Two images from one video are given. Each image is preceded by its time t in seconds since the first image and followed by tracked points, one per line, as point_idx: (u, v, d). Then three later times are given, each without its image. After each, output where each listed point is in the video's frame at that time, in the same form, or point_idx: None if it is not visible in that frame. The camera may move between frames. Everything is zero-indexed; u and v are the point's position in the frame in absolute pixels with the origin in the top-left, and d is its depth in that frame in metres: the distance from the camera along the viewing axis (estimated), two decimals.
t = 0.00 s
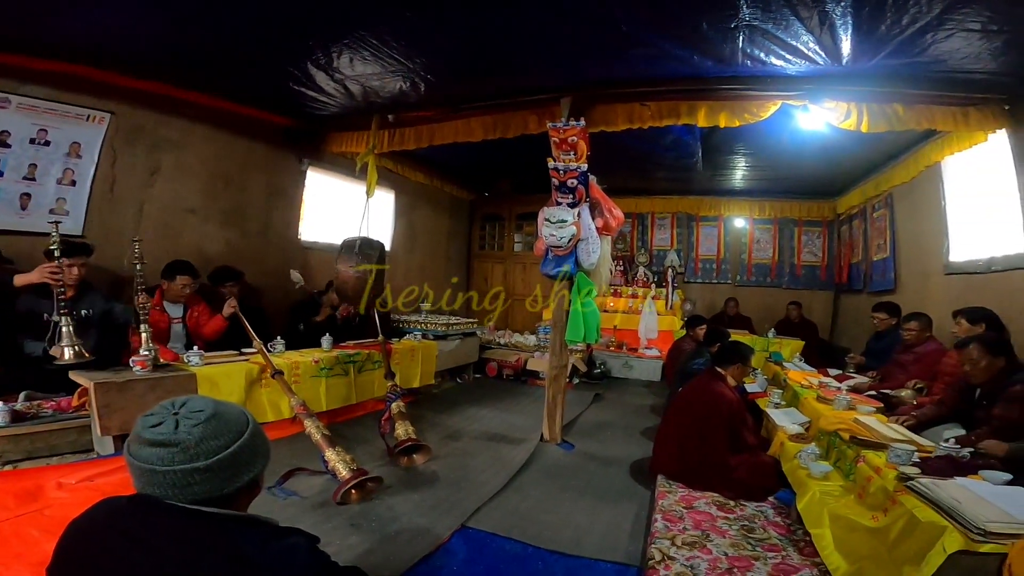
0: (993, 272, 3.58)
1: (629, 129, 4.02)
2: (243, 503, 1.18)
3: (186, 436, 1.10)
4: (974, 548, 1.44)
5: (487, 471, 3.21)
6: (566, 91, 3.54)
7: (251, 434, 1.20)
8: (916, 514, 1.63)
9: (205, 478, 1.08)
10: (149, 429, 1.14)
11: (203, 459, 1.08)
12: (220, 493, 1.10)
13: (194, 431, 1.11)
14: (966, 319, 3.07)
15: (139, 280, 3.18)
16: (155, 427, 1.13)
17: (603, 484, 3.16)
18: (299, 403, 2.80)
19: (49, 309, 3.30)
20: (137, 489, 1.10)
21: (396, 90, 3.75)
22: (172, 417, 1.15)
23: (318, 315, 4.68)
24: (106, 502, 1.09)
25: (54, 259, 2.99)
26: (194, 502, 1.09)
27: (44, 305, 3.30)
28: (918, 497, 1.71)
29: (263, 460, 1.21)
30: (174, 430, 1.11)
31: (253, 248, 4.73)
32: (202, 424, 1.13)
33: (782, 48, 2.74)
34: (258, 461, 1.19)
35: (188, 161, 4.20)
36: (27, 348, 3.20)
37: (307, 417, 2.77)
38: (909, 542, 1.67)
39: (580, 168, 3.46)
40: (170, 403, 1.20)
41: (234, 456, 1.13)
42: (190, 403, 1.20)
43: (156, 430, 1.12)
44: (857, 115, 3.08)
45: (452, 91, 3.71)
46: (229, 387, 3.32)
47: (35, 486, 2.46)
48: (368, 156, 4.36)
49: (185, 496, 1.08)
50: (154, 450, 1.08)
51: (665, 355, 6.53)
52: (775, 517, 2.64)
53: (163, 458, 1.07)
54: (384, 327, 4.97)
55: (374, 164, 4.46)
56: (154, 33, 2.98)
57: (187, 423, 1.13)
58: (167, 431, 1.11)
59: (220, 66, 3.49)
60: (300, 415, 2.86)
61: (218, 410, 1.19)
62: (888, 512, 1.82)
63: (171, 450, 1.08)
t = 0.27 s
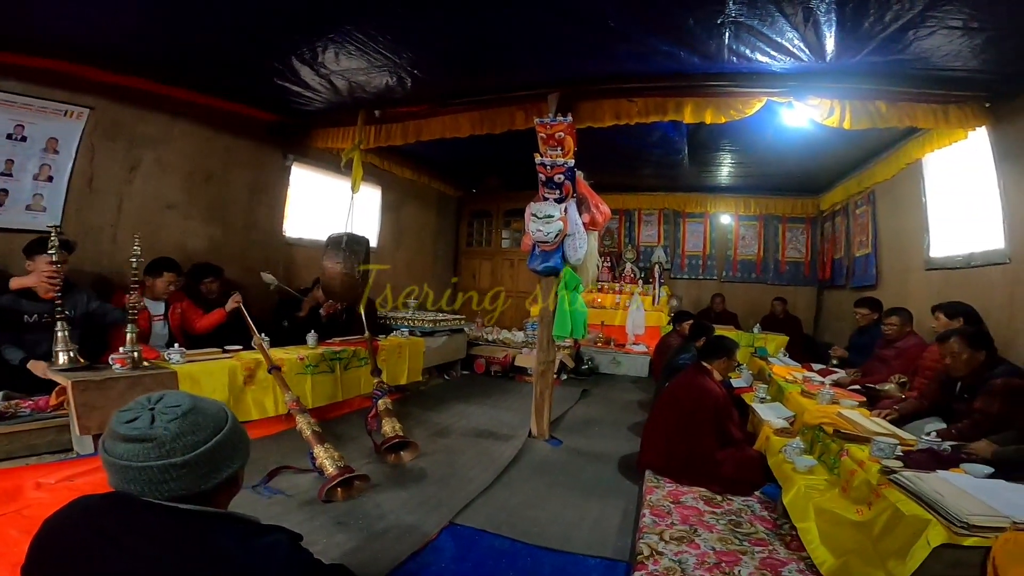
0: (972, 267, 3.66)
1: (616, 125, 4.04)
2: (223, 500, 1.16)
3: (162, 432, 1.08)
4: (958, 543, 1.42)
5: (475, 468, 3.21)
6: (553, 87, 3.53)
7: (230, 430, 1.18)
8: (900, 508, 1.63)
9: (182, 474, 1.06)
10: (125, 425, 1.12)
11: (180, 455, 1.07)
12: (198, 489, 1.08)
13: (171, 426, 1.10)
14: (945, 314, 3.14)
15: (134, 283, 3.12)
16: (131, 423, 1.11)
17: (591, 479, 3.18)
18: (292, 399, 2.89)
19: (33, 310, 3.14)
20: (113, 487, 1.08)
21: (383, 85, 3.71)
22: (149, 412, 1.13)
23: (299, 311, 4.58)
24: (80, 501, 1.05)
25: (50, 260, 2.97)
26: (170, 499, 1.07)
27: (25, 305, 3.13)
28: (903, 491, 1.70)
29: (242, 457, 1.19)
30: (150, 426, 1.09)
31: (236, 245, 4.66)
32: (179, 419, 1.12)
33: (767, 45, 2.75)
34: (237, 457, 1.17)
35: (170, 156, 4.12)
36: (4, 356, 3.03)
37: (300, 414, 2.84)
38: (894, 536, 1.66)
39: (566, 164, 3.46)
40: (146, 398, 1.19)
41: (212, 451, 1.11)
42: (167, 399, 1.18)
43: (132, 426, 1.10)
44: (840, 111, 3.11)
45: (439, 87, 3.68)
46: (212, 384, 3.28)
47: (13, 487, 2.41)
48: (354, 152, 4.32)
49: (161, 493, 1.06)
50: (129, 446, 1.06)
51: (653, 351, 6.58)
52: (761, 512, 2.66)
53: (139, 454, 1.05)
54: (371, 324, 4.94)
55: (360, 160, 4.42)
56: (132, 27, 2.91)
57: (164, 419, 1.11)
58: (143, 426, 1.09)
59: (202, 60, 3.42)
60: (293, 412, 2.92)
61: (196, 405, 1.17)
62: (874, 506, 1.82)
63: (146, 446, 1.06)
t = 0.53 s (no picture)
0: (931, 259, 3.81)
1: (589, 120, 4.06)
2: (180, 500, 1.09)
3: (110, 428, 1.01)
4: (925, 532, 1.42)
5: (451, 464, 3.20)
6: (527, 81, 3.53)
7: (185, 425, 1.11)
8: (868, 496, 1.65)
9: (134, 472, 0.99)
10: (68, 422, 1.04)
11: (130, 452, 0.99)
12: (151, 489, 1.01)
13: (120, 422, 1.02)
14: (905, 305, 3.27)
15: (90, 279, 3.01)
16: (76, 420, 1.03)
17: (567, 473, 3.21)
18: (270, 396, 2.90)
19: None
20: (58, 489, 1.00)
21: (354, 78, 3.64)
22: (96, 409, 1.05)
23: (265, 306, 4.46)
24: (26, 500, 0.98)
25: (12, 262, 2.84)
26: (121, 500, 0.99)
27: None
28: (868, 478, 1.72)
29: (199, 454, 1.12)
30: (97, 422, 1.02)
31: (200, 241, 4.51)
32: (129, 414, 1.04)
33: (736, 40, 2.79)
34: (194, 454, 1.10)
35: (128, 150, 3.95)
36: None
37: (277, 411, 2.82)
38: (861, 525, 1.68)
39: (539, 157, 3.46)
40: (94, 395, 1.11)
41: (166, 448, 1.04)
42: (116, 394, 1.10)
43: (77, 423, 1.02)
44: (805, 107, 3.18)
45: (411, 80, 3.63)
46: (176, 384, 3.19)
47: None
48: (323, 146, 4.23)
49: (110, 494, 0.98)
50: (75, 444, 0.99)
51: (626, 344, 6.67)
52: (735, 503, 2.68)
53: (86, 452, 0.98)
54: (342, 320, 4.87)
55: (328, 154, 4.34)
56: (84, 12, 2.76)
57: (112, 414, 1.04)
58: (89, 423, 1.02)
59: (162, 49, 3.28)
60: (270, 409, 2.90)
61: (147, 400, 1.10)
62: (842, 495, 1.85)
63: (93, 443, 0.99)
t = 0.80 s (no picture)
0: (902, 250, 3.93)
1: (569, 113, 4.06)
2: (145, 499, 1.05)
3: (67, 425, 0.96)
4: (902, 520, 1.45)
5: (433, 460, 3.20)
6: (507, 74, 3.51)
7: (148, 421, 1.06)
8: (846, 487, 1.66)
9: (93, 471, 0.95)
10: (24, 419, 0.98)
11: (89, 450, 0.95)
12: (112, 488, 0.97)
13: (78, 419, 0.97)
14: (879, 295, 3.36)
15: (55, 279, 2.87)
16: (31, 417, 0.98)
17: (549, 467, 3.23)
18: (252, 395, 2.87)
19: None
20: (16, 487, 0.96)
21: (331, 72, 3.56)
22: (52, 404, 1.00)
23: (238, 300, 4.38)
24: None
25: None
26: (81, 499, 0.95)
27: None
28: (845, 467, 1.76)
29: (164, 450, 1.08)
30: (53, 419, 0.97)
31: (172, 237, 4.40)
32: (88, 410, 0.99)
33: (714, 34, 2.79)
34: (158, 451, 1.06)
35: (95, 145, 3.82)
36: None
37: (258, 409, 2.77)
38: (841, 514, 1.69)
39: (519, 150, 3.47)
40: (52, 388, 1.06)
41: (127, 445, 0.99)
42: (75, 388, 1.05)
43: (32, 420, 0.97)
44: (781, 101, 3.22)
45: (389, 74, 3.58)
46: (149, 383, 3.12)
47: None
48: (299, 141, 4.14)
49: (68, 493, 0.94)
50: (31, 441, 0.94)
51: (607, 338, 6.72)
52: (717, 494, 2.71)
53: (41, 450, 0.93)
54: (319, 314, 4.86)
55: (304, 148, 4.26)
56: (45, 2, 2.65)
57: (69, 410, 0.99)
58: (45, 420, 0.97)
59: (128, 41, 3.17)
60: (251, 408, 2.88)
61: (108, 395, 1.05)
62: (820, 484, 1.87)
63: (49, 441, 0.94)
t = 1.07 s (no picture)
0: (876, 252, 4.03)
1: (552, 114, 4.08)
2: (113, 502, 0.96)
3: (29, 422, 0.87)
4: (880, 517, 1.47)
5: (415, 460, 3.17)
6: (490, 74, 3.51)
7: (117, 419, 0.99)
8: (825, 484, 1.69)
9: (59, 470, 0.86)
10: None
11: (55, 448, 0.86)
12: (78, 489, 0.88)
13: (42, 416, 0.88)
14: (854, 296, 3.45)
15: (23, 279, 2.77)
16: None
17: (532, 467, 3.23)
18: (228, 396, 2.83)
19: None
20: None
21: (313, 69, 3.52)
22: (9, 401, 0.90)
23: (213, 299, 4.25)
24: None
25: None
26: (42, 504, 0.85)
27: None
28: (823, 465, 1.79)
29: (133, 450, 0.99)
30: (12, 416, 0.87)
31: (147, 236, 4.29)
32: (52, 407, 0.91)
33: (697, 36, 2.81)
34: (128, 450, 0.97)
35: (66, 141, 3.71)
36: None
37: (235, 411, 2.74)
38: (820, 511, 1.71)
39: (502, 150, 3.46)
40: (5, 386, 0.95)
41: (96, 444, 0.91)
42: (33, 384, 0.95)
43: None
44: (760, 103, 3.27)
45: (372, 72, 3.54)
46: (121, 385, 3.04)
47: None
48: (278, 138, 4.07)
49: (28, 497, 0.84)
50: None
51: (590, 338, 6.76)
52: (698, 492, 2.74)
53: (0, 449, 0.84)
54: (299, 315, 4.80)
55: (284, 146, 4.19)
56: None
57: (31, 407, 0.89)
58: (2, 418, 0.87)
59: (101, 35, 3.09)
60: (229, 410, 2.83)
61: (73, 392, 0.96)
62: (799, 482, 1.90)
63: (9, 439, 0.84)
